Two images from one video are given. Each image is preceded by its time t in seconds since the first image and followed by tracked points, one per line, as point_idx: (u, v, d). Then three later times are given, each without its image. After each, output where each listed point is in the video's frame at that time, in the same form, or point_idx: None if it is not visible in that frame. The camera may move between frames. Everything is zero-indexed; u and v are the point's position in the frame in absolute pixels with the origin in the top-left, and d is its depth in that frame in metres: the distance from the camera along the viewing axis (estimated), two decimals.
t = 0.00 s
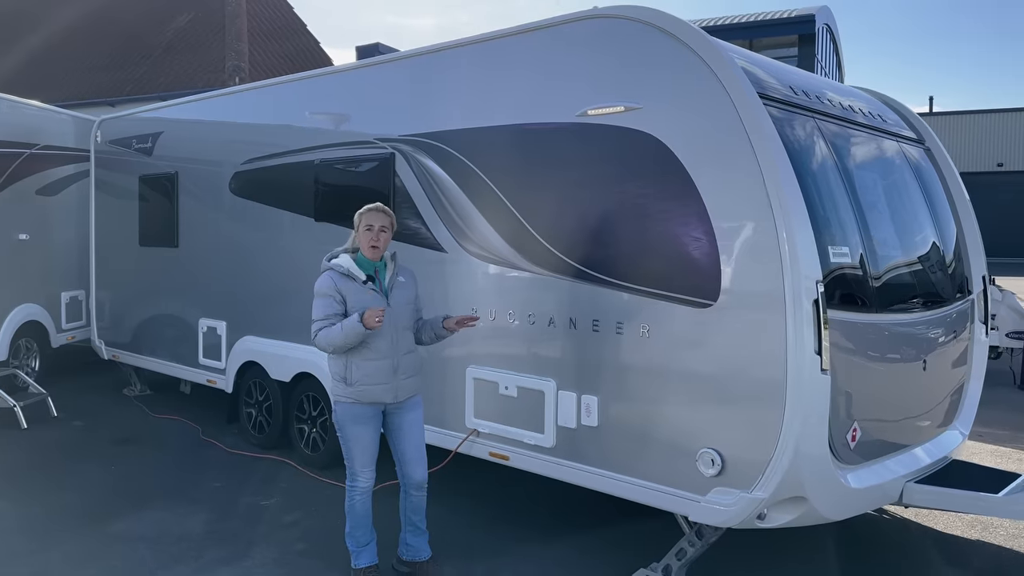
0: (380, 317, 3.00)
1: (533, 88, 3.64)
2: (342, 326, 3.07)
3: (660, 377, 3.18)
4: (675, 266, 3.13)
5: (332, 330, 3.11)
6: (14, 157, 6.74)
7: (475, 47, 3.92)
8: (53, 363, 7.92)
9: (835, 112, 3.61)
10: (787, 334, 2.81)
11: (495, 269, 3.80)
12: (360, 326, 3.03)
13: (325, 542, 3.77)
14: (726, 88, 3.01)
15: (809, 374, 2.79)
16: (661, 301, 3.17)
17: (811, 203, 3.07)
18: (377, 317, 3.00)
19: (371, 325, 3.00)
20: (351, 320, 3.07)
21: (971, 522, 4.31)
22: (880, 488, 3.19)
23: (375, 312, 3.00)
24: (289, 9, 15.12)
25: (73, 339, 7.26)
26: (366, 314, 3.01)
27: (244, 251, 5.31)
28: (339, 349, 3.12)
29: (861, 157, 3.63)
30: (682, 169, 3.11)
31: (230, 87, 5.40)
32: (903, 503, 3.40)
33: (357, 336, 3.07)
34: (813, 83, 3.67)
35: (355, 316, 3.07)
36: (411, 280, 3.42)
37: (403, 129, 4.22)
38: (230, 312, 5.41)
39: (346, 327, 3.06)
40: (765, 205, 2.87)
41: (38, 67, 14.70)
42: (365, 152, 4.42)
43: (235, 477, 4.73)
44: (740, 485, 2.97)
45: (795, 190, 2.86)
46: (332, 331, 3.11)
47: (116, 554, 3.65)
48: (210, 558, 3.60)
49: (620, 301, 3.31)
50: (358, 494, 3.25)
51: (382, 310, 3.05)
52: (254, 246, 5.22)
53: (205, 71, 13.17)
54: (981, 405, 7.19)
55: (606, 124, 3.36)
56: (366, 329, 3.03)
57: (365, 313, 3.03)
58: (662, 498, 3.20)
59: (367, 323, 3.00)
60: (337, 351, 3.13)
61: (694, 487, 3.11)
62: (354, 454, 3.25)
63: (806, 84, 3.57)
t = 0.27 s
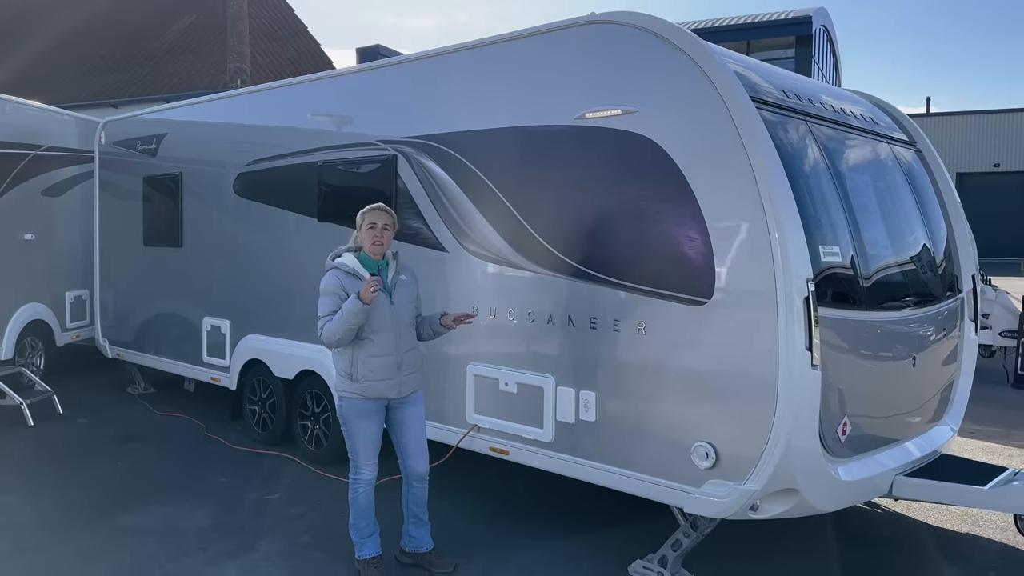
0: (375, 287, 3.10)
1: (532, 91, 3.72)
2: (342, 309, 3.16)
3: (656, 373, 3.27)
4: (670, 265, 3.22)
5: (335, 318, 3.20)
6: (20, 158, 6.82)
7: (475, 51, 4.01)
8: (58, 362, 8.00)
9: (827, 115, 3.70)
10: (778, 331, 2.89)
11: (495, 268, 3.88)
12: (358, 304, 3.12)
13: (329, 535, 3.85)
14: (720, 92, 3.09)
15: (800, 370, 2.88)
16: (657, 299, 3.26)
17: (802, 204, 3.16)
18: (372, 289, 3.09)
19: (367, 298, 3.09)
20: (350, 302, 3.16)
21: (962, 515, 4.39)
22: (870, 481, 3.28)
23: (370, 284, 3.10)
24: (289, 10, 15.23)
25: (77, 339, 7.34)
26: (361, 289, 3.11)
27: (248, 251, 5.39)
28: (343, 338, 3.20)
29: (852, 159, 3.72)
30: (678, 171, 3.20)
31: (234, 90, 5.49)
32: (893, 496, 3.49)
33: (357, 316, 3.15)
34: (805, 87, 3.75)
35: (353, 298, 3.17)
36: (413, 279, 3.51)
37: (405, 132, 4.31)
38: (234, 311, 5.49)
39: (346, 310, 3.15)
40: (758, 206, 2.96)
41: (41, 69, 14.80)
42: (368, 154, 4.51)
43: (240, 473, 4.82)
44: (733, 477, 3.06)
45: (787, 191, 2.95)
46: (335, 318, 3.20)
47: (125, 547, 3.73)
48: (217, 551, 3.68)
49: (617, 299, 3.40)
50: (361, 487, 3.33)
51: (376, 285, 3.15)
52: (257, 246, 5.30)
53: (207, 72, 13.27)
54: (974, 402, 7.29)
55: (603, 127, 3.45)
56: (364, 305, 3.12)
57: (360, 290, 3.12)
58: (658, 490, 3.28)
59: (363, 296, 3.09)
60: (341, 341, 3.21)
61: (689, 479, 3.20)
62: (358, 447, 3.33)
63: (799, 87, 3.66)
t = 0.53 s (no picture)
0: (392, 319, 3.20)
1: (530, 94, 3.81)
2: (354, 326, 3.27)
3: (651, 368, 3.35)
4: (665, 263, 3.31)
5: (344, 328, 3.30)
6: (23, 158, 6.89)
7: (475, 54, 4.09)
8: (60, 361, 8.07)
9: (818, 117, 3.78)
10: (769, 327, 2.98)
11: (494, 266, 3.97)
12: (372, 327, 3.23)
13: (332, 528, 3.93)
14: (713, 95, 3.18)
15: (790, 365, 2.97)
16: (652, 296, 3.35)
17: (793, 204, 3.25)
18: (389, 319, 3.20)
19: (382, 327, 3.21)
20: (363, 320, 3.27)
21: (952, 509, 4.46)
22: (859, 473, 3.37)
23: (387, 315, 3.20)
24: (289, 11, 15.31)
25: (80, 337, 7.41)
26: (378, 317, 3.21)
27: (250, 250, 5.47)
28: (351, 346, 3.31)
29: (843, 160, 3.81)
30: (672, 171, 3.29)
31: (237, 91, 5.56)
32: (882, 488, 3.58)
33: (369, 335, 3.28)
34: (797, 89, 3.84)
35: (366, 316, 3.27)
36: (411, 276, 3.60)
37: (405, 133, 4.39)
38: (236, 309, 5.56)
39: (359, 327, 3.27)
40: (749, 205, 3.05)
41: (41, 69, 14.86)
42: (369, 154, 4.59)
43: (243, 468, 4.90)
44: (726, 469, 3.14)
45: (777, 191, 3.04)
46: (343, 328, 3.30)
47: (132, 539, 3.81)
48: (222, 543, 3.76)
49: (613, 296, 3.48)
50: (363, 480, 3.42)
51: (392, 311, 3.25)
52: (259, 245, 5.38)
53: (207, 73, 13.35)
54: (966, 400, 7.39)
55: (600, 129, 3.54)
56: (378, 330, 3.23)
57: (376, 315, 3.23)
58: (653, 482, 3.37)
59: (379, 325, 3.20)
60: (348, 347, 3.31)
61: (683, 471, 3.28)
62: (360, 441, 3.41)
63: (791, 90, 3.74)
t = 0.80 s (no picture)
0: (397, 333, 3.28)
1: (528, 96, 3.88)
2: (358, 332, 3.36)
3: (646, 365, 3.42)
4: (659, 262, 3.38)
5: (346, 331, 3.37)
6: (26, 159, 6.95)
7: (474, 57, 4.15)
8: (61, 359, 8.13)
9: (811, 118, 3.85)
10: (761, 325, 3.05)
11: (492, 266, 4.03)
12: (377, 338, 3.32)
13: (333, 523, 4.00)
14: (707, 98, 3.25)
15: (781, 361, 3.04)
16: (648, 295, 3.41)
17: (785, 204, 3.32)
18: (394, 332, 3.28)
19: (387, 339, 3.29)
20: (368, 329, 3.35)
21: (942, 504, 4.54)
22: (850, 468, 3.44)
23: (392, 328, 3.28)
24: (288, 12, 15.37)
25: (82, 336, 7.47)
26: (382, 329, 3.29)
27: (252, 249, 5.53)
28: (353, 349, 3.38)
29: (835, 161, 3.88)
30: (667, 173, 3.36)
31: (239, 93, 5.62)
32: (873, 483, 3.65)
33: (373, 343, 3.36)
34: (790, 91, 3.91)
35: (372, 325, 3.36)
36: (410, 276, 3.65)
37: (405, 134, 4.46)
38: (238, 308, 5.62)
39: (363, 334, 3.35)
40: (742, 206, 3.12)
41: (42, 70, 14.92)
42: (370, 155, 4.65)
43: (245, 464, 4.96)
44: (719, 463, 3.21)
45: (770, 192, 3.11)
46: (346, 331, 3.37)
47: (137, 534, 3.87)
48: (226, 537, 3.83)
49: (609, 295, 3.55)
50: (364, 475, 3.48)
51: (397, 324, 3.33)
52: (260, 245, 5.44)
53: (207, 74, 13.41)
54: (960, 398, 7.48)
55: (596, 131, 3.61)
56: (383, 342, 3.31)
57: (381, 327, 3.30)
58: (648, 477, 3.44)
59: (384, 337, 3.28)
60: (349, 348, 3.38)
61: (678, 466, 3.35)
62: (361, 438, 3.47)
63: (784, 92, 3.81)
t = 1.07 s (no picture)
0: (374, 284, 3.27)
1: (525, 96, 3.91)
2: (343, 304, 3.35)
3: (642, 363, 3.46)
4: (654, 261, 3.41)
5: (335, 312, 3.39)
6: (25, 158, 6.97)
7: (471, 57, 4.18)
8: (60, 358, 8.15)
9: (805, 118, 3.89)
10: (754, 323, 3.09)
11: (489, 264, 4.07)
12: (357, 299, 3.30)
13: (332, 519, 4.04)
14: (701, 99, 3.28)
15: (774, 359, 3.08)
16: (643, 294, 3.45)
17: (779, 204, 3.35)
18: (372, 287, 3.28)
19: (365, 294, 3.26)
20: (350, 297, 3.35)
21: (935, 501, 4.58)
22: (843, 465, 3.48)
23: (369, 282, 3.28)
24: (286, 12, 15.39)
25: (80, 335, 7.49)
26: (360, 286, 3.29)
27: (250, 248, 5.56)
28: (342, 331, 3.39)
29: (829, 161, 3.91)
30: (662, 172, 3.39)
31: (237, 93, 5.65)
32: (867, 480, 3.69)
33: (357, 312, 3.34)
34: (784, 92, 3.94)
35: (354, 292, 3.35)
36: (407, 274, 3.66)
37: (403, 134, 4.49)
38: (236, 307, 5.65)
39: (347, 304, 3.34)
40: (735, 205, 3.16)
41: (40, 70, 14.92)
42: (368, 155, 4.68)
43: (243, 462, 4.99)
44: (713, 460, 3.25)
45: (763, 192, 3.14)
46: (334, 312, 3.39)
47: (137, 531, 3.90)
48: (225, 533, 3.86)
49: (605, 294, 3.59)
50: (361, 472, 3.52)
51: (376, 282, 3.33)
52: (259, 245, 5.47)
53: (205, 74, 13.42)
54: (954, 396, 7.52)
55: (592, 131, 3.64)
56: (364, 301, 3.29)
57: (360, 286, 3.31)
58: (643, 473, 3.48)
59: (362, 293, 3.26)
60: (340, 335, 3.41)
61: (673, 462, 3.39)
62: (358, 434, 3.51)
63: (778, 92, 3.85)
